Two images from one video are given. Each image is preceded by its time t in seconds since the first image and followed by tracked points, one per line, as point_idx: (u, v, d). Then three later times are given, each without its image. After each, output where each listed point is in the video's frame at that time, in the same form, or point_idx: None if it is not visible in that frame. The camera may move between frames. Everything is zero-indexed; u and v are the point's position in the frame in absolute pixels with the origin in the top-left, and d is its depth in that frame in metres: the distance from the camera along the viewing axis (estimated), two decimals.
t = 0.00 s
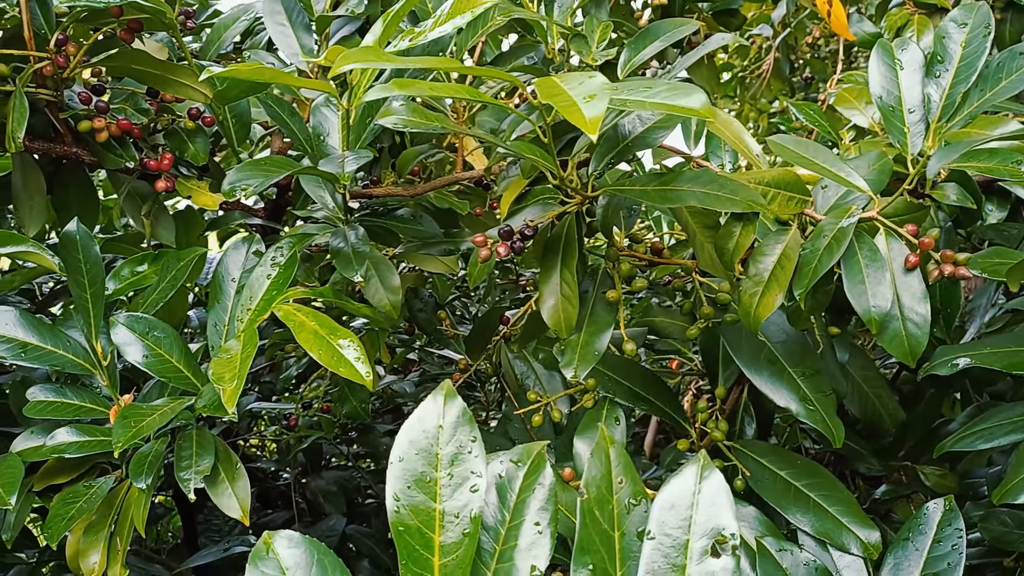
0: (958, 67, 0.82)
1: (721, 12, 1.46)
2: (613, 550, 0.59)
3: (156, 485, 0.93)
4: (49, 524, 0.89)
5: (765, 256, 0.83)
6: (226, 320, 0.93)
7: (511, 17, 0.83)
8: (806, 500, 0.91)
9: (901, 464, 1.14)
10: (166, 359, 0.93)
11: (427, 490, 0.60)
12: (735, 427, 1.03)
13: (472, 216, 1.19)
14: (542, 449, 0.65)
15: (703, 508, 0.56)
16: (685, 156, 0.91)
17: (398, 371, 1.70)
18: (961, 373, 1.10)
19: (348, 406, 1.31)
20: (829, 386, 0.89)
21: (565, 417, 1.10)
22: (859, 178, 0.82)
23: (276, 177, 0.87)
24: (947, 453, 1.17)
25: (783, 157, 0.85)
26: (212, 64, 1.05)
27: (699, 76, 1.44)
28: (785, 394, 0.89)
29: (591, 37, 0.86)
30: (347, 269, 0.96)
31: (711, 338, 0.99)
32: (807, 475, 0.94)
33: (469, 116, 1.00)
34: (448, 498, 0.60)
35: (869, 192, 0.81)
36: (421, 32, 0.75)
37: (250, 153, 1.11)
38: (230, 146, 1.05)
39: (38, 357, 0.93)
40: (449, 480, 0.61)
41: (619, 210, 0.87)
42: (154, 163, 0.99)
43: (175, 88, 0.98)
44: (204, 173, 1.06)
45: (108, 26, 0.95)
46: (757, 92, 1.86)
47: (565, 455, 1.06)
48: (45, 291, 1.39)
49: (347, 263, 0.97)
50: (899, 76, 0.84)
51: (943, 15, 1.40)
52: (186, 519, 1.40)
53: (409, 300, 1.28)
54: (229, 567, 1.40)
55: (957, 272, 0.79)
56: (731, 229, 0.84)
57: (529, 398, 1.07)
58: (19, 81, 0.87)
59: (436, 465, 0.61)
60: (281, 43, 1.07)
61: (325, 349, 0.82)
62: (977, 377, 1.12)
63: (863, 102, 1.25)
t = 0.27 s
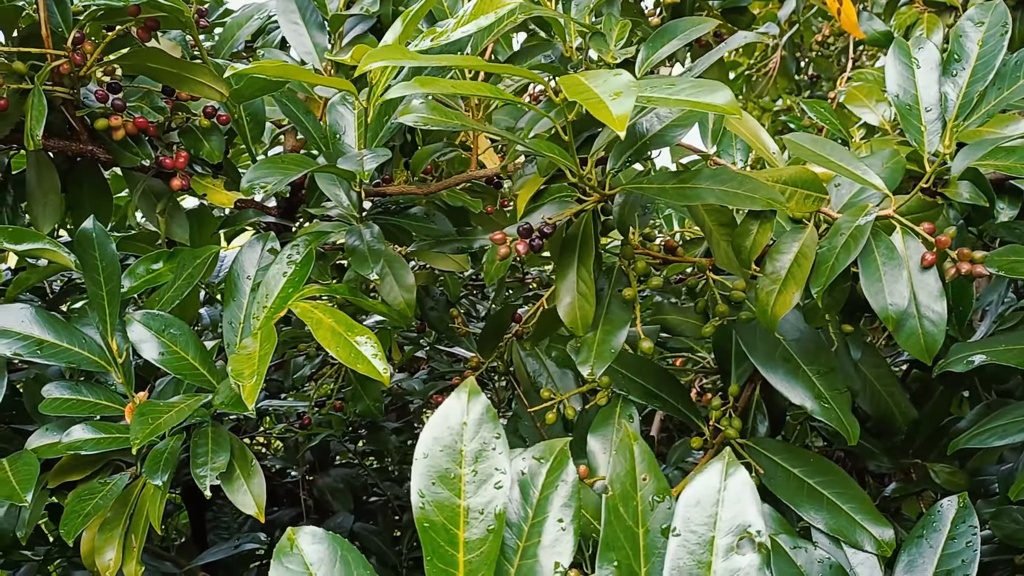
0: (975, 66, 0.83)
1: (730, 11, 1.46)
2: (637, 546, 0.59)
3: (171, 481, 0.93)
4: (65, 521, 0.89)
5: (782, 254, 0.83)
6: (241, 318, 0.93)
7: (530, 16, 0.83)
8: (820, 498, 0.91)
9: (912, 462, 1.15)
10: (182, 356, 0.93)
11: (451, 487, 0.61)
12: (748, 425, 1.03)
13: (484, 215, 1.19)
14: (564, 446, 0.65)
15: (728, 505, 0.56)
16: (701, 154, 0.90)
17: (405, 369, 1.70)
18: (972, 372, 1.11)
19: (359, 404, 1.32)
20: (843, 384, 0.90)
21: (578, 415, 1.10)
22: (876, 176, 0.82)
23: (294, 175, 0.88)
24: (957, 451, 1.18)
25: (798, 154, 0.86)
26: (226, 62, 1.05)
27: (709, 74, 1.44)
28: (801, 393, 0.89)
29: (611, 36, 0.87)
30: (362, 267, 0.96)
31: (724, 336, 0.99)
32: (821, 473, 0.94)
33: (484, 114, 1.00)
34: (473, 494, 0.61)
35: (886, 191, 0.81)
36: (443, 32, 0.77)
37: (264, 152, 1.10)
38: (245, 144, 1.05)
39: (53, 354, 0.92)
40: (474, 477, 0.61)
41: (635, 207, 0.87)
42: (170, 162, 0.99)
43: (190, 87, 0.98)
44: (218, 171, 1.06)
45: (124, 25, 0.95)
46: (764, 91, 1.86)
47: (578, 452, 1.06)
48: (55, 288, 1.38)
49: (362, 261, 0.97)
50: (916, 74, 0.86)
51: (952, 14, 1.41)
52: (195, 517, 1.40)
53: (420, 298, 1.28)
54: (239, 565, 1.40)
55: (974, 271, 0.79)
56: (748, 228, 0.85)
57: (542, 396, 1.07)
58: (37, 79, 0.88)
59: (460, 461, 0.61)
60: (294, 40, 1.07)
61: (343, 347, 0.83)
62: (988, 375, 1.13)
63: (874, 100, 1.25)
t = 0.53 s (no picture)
0: (1000, 65, 0.83)
1: (744, 11, 1.46)
2: (672, 545, 0.59)
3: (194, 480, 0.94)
4: (88, 520, 0.90)
5: (806, 254, 0.83)
6: (264, 317, 0.93)
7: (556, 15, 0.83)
8: (841, 497, 0.91)
9: (929, 462, 1.15)
10: (205, 355, 0.94)
11: (485, 486, 0.61)
12: (767, 425, 1.03)
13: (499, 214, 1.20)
14: (596, 444, 0.66)
15: (765, 504, 0.57)
16: (726, 152, 0.91)
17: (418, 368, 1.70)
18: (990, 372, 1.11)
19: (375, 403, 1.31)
20: (866, 384, 0.90)
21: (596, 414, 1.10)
22: (900, 175, 0.82)
23: (317, 174, 0.87)
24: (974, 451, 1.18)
25: (821, 152, 0.87)
26: (246, 62, 1.05)
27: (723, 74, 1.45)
28: (824, 393, 0.89)
29: (635, 34, 0.90)
30: (384, 266, 0.94)
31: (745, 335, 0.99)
32: (841, 473, 0.94)
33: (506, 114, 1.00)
34: (507, 493, 0.61)
35: (910, 190, 0.81)
36: (467, 31, 0.76)
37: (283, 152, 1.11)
38: (265, 143, 1.05)
39: (75, 353, 0.93)
40: (507, 476, 0.61)
41: (660, 206, 0.88)
42: (191, 161, 0.99)
43: (212, 86, 0.98)
44: (238, 171, 1.06)
45: (146, 24, 0.95)
46: (775, 91, 1.86)
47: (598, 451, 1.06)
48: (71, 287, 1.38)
49: (383, 260, 0.95)
50: (939, 74, 0.86)
51: (967, 15, 1.41)
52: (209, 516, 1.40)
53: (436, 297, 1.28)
54: (253, 564, 1.40)
55: (999, 271, 0.80)
56: (773, 226, 0.86)
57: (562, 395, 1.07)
58: (61, 78, 0.88)
59: (494, 460, 0.61)
60: (312, 41, 1.07)
61: (367, 345, 0.83)
62: (1005, 375, 1.13)
63: (890, 101, 1.25)
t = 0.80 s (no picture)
0: None
1: (780, 13, 1.45)
2: (724, 555, 0.59)
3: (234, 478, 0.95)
4: (129, 517, 0.91)
5: (853, 262, 0.83)
6: (305, 318, 0.94)
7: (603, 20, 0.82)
8: (882, 507, 0.90)
9: (968, 471, 1.13)
10: (246, 355, 0.94)
11: (537, 493, 0.61)
12: (805, 432, 1.03)
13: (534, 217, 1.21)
14: (647, 453, 0.65)
15: (821, 516, 0.56)
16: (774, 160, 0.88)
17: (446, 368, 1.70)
18: None
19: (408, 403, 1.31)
20: (910, 393, 0.89)
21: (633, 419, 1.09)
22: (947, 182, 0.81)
23: (361, 178, 0.88)
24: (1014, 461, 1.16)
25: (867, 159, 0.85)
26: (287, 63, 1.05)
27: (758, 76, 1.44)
28: (868, 401, 0.88)
29: (683, 40, 0.87)
30: (425, 269, 0.94)
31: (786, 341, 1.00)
32: (883, 482, 0.93)
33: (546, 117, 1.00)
34: (558, 501, 0.61)
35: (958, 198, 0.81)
36: (518, 36, 0.77)
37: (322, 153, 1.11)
38: (305, 145, 1.05)
39: (118, 351, 0.93)
40: (559, 483, 0.61)
41: (705, 211, 0.88)
42: (233, 162, 0.99)
43: (255, 88, 0.98)
44: (278, 172, 1.06)
45: (191, 26, 0.95)
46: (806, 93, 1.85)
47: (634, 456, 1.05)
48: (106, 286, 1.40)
49: (424, 262, 0.96)
50: (990, 81, 0.85)
51: (1008, 18, 1.39)
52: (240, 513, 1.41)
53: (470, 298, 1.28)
54: (283, 562, 1.41)
55: None
56: (820, 234, 0.85)
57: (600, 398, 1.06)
58: (108, 79, 0.89)
59: (546, 467, 0.61)
60: (352, 43, 1.08)
61: (410, 349, 0.85)
62: None
63: (931, 105, 1.24)
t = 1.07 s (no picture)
0: None
1: (849, 14, 1.42)
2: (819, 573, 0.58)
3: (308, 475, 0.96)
4: (206, 513, 0.94)
5: (940, 273, 0.80)
6: (377, 319, 0.95)
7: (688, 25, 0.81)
8: (963, 524, 0.88)
9: None
10: (319, 353, 0.95)
11: (629, 504, 0.61)
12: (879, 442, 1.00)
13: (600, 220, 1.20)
14: (739, 465, 0.65)
15: (922, 536, 0.53)
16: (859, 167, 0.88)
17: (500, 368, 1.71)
18: None
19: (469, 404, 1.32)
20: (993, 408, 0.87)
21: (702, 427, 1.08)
22: None
23: (437, 183, 0.89)
24: None
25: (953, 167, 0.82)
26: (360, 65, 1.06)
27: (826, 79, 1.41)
28: (949, 414, 0.86)
29: (769, 44, 0.88)
30: (498, 272, 0.96)
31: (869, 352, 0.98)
32: (963, 497, 0.91)
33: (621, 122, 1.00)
34: (651, 513, 0.61)
35: None
36: (599, 42, 0.76)
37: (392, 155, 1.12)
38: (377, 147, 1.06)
39: (197, 348, 0.95)
40: (651, 495, 0.61)
41: (786, 220, 0.87)
42: (309, 164, 1.01)
43: (332, 91, 0.99)
44: (350, 174, 1.07)
45: (271, 30, 0.96)
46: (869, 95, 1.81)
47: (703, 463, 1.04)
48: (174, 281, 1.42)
49: (498, 266, 0.97)
50: None
51: None
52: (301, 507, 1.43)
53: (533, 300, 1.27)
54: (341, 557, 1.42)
55: None
56: (906, 245, 0.84)
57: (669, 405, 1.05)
58: (194, 83, 0.91)
59: (638, 478, 0.61)
60: (424, 46, 1.09)
61: (486, 353, 0.84)
62: None
63: (1012, 110, 1.20)
